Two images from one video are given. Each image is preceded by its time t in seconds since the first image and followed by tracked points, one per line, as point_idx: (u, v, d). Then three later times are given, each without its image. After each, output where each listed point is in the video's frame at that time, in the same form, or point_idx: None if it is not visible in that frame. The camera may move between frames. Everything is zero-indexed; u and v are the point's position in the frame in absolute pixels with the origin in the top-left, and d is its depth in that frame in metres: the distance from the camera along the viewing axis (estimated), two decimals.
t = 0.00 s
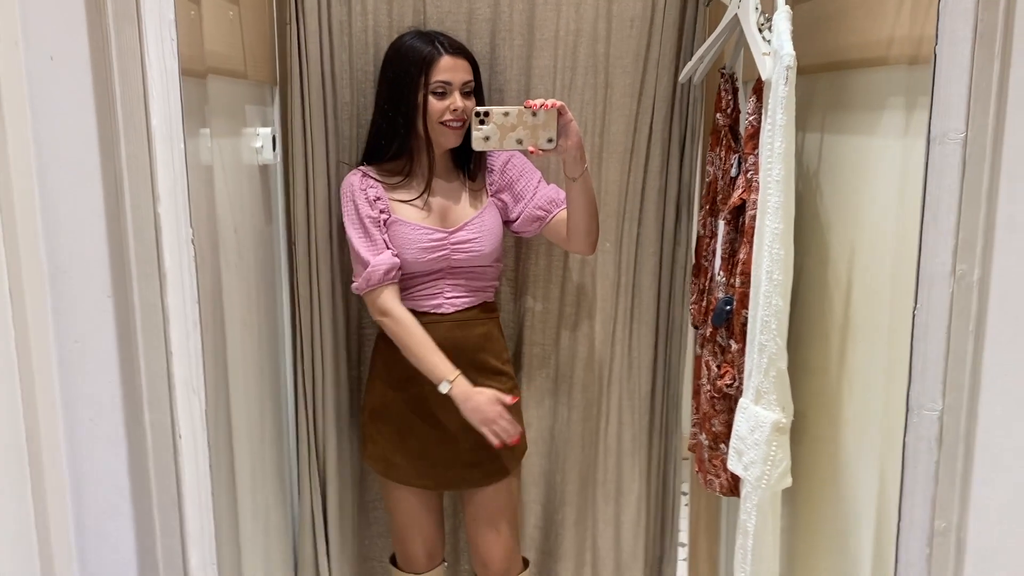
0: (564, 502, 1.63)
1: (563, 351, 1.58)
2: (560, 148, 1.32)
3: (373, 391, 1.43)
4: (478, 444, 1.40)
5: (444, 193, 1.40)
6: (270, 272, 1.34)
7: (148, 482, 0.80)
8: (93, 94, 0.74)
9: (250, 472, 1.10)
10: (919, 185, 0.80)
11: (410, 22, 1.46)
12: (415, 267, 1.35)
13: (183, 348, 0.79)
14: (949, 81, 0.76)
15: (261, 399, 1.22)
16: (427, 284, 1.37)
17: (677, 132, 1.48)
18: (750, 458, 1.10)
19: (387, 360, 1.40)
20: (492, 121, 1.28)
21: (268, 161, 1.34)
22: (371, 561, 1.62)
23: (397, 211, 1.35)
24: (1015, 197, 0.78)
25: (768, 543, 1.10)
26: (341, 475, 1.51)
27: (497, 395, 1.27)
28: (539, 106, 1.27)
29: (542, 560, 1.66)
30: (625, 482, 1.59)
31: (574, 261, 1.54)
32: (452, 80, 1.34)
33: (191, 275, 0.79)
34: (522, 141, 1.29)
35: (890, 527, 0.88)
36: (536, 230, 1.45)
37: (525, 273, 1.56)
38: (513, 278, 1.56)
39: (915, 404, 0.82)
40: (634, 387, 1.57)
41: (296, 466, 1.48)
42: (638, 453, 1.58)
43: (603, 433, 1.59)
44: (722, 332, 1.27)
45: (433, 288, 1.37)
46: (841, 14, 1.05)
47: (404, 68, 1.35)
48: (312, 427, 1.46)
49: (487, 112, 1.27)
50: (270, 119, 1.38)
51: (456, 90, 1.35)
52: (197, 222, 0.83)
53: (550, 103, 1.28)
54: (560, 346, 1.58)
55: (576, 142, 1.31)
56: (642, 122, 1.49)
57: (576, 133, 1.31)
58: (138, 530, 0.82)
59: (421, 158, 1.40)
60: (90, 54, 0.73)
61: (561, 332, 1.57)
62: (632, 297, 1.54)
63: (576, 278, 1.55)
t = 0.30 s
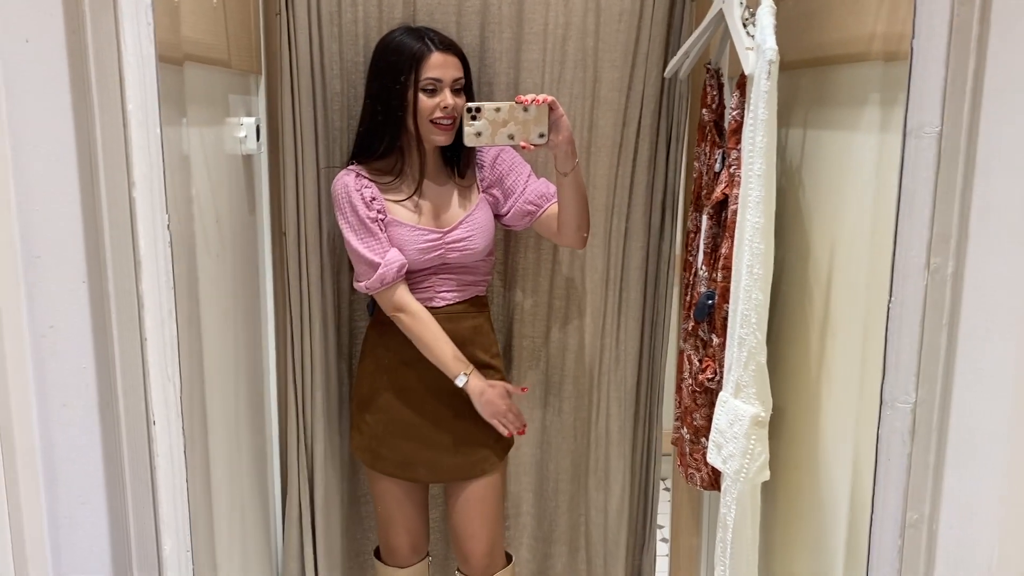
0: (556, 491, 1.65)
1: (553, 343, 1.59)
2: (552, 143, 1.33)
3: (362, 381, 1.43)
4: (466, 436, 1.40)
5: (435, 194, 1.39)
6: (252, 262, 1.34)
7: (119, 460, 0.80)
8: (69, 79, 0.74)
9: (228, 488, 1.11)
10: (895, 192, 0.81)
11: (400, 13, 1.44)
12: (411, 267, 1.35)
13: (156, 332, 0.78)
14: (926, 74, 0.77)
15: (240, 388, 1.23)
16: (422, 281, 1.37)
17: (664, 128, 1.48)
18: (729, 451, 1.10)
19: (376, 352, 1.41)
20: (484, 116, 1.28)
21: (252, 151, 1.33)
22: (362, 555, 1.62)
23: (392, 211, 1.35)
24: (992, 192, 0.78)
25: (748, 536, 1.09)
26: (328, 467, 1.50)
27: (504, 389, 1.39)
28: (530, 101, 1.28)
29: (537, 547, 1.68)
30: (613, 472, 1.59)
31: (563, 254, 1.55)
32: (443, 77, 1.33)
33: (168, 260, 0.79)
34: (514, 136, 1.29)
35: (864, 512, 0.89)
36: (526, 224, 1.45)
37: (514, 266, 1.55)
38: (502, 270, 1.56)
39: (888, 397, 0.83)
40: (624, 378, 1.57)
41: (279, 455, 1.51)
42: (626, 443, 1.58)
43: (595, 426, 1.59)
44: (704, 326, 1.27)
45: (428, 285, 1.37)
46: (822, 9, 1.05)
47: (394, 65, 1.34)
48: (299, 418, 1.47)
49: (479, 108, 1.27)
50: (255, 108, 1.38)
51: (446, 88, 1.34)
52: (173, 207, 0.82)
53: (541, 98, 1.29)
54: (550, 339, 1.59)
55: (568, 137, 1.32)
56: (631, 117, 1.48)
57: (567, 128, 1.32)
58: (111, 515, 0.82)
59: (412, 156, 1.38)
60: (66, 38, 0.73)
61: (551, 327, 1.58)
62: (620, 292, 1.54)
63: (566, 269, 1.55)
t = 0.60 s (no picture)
0: (544, 484, 1.65)
1: (543, 337, 1.58)
2: (542, 140, 1.33)
3: (348, 374, 1.42)
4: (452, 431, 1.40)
5: (424, 188, 1.38)
6: (233, 255, 1.33)
7: (93, 450, 0.80)
8: (41, 64, 0.73)
9: (205, 492, 1.10)
10: (870, 181, 0.82)
11: (387, 5, 1.44)
12: (398, 262, 1.35)
13: (130, 323, 0.78)
14: (899, 62, 0.77)
15: (219, 380, 1.22)
16: (409, 276, 1.37)
17: (654, 123, 1.48)
18: (709, 443, 1.10)
19: (363, 344, 1.40)
20: (475, 112, 1.27)
21: (235, 143, 1.32)
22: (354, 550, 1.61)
23: (379, 208, 1.34)
24: (966, 183, 0.79)
25: (728, 528, 1.09)
26: (317, 459, 1.50)
27: (465, 411, 1.34)
28: (522, 98, 1.28)
29: (527, 535, 1.68)
30: (602, 461, 1.60)
31: (552, 248, 1.54)
32: (433, 71, 1.33)
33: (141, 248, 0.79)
34: (505, 132, 1.29)
35: (837, 502, 0.90)
36: (514, 219, 1.45)
37: (502, 259, 1.55)
38: (491, 264, 1.56)
39: (863, 387, 0.84)
40: (613, 369, 1.57)
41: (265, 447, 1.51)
42: (615, 433, 1.59)
43: (581, 418, 1.60)
44: (686, 320, 1.27)
45: (415, 280, 1.37)
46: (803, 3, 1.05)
47: (384, 58, 1.33)
48: (292, 411, 1.49)
49: (470, 104, 1.27)
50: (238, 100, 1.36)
51: (436, 82, 1.34)
52: (146, 195, 0.82)
53: (533, 95, 1.28)
54: (539, 333, 1.58)
55: (558, 134, 1.32)
56: (620, 112, 1.49)
57: (557, 125, 1.32)
58: (86, 505, 0.81)
59: (401, 150, 1.38)
60: (38, 25, 0.73)
61: (539, 320, 1.58)
62: (609, 285, 1.55)
63: (555, 261, 1.55)
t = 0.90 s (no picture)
0: (540, 479, 1.65)
1: (539, 333, 1.59)
2: (536, 135, 1.33)
3: (344, 369, 1.43)
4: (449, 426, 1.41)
5: (417, 184, 1.39)
6: (227, 250, 1.33)
7: (87, 448, 0.80)
8: (34, 60, 0.74)
9: (197, 487, 1.10)
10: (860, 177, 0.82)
11: None
12: (391, 257, 1.35)
13: (123, 318, 0.78)
14: (889, 56, 0.77)
15: (211, 376, 1.22)
16: (403, 272, 1.37)
17: (652, 118, 1.49)
18: (703, 437, 1.11)
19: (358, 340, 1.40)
20: (470, 108, 1.28)
21: (229, 139, 1.32)
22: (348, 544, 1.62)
23: (372, 204, 1.34)
24: (955, 178, 0.80)
25: (722, 522, 1.10)
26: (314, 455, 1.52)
27: (417, 429, 1.32)
28: (516, 93, 1.28)
29: (521, 529, 1.67)
30: (600, 455, 1.62)
31: (549, 243, 1.54)
32: (426, 67, 1.33)
33: (134, 243, 0.79)
34: (499, 128, 1.29)
35: (830, 495, 0.90)
36: (508, 214, 1.45)
37: (499, 255, 1.55)
38: (487, 259, 1.55)
39: (854, 380, 0.84)
40: (610, 362, 1.59)
41: (262, 447, 1.49)
42: (614, 429, 1.60)
43: (577, 412, 1.61)
44: (680, 315, 1.27)
45: (410, 276, 1.37)
46: None
47: (377, 54, 1.33)
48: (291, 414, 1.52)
49: (465, 99, 1.27)
50: (232, 96, 1.36)
51: (429, 78, 1.33)
52: (139, 189, 0.82)
53: (527, 90, 1.28)
54: (535, 328, 1.59)
55: (552, 129, 1.32)
56: (615, 107, 1.49)
57: (552, 120, 1.32)
58: (78, 498, 0.82)
59: (395, 146, 1.38)
60: (29, 20, 0.74)
61: (536, 315, 1.58)
62: (607, 281, 1.55)
63: (551, 256, 1.55)
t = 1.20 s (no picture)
0: (540, 476, 1.65)
1: (538, 328, 1.59)
2: (534, 130, 1.33)
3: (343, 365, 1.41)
4: (452, 421, 1.41)
5: (415, 178, 1.39)
6: (227, 247, 1.33)
7: (91, 446, 0.80)
8: (35, 57, 0.74)
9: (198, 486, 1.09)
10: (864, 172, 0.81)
11: None
12: (388, 251, 1.35)
13: (126, 315, 0.78)
14: (894, 49, 0.77)
15: (212, 373, 1.21)
16: (401, 267, 1.37)
17: (650, 114, 1.48)
18: (705, 432, 1.10)
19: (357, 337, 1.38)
20: (468, 104, 1.29)
21: (228, 135, 1.32)
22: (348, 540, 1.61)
23: (367, 196, 1.35)
24: (957, 173, 0.80)
25: (723, 517, 1.09)
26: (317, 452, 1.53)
27: (366, 428, 1.35)
28: (514, 88, 1.28)
29: (520, 527, 1.68)
30: (598, 450, 1.62)
31: (549, 238, 1.54)
32: (426, 62, 1.33)
33: (136, 240, 0.79)
34: (497, 123, 1.30)
35: (833, 491, 0.90)
36: (507, 209, 1.44)
37: (498, 251, 1.54)
38: (486, 256, 1.53)
39: (859, 374, 0.83)
40: (609, 360, 1.58)
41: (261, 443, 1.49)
42: (612, 424, 1.60)
43: (576, 407, 1.62)
44: (681, 310, 1.26)
45: (408, 271, 1.37)
46: None
47: (377, 48, 1.32)
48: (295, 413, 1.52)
49: (463, 95, 1.28)
50: (231, 92, 1.36)
51: (429, 73, 1.33)
52: (141, 186, 0.82)
53: (525, 85, 1.28)
54: (534, 323, 1.58)
55: (551, 124, 1.32)
56: (615, 102, 1.49)
57: (550, 116, 1.32)
58: (82, 496, 0.82)
59: (394, 140, 1.38)
60: (30, 15, 0.73)
61: (534, 310, 1.58)
62: (605, 275, 1.56)
63: (551, 251, 1.55)
